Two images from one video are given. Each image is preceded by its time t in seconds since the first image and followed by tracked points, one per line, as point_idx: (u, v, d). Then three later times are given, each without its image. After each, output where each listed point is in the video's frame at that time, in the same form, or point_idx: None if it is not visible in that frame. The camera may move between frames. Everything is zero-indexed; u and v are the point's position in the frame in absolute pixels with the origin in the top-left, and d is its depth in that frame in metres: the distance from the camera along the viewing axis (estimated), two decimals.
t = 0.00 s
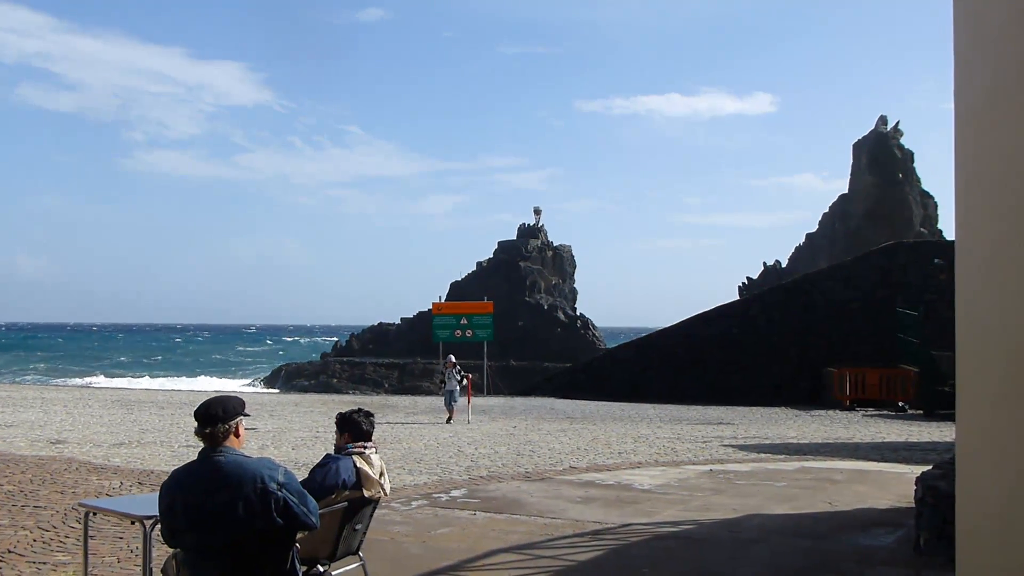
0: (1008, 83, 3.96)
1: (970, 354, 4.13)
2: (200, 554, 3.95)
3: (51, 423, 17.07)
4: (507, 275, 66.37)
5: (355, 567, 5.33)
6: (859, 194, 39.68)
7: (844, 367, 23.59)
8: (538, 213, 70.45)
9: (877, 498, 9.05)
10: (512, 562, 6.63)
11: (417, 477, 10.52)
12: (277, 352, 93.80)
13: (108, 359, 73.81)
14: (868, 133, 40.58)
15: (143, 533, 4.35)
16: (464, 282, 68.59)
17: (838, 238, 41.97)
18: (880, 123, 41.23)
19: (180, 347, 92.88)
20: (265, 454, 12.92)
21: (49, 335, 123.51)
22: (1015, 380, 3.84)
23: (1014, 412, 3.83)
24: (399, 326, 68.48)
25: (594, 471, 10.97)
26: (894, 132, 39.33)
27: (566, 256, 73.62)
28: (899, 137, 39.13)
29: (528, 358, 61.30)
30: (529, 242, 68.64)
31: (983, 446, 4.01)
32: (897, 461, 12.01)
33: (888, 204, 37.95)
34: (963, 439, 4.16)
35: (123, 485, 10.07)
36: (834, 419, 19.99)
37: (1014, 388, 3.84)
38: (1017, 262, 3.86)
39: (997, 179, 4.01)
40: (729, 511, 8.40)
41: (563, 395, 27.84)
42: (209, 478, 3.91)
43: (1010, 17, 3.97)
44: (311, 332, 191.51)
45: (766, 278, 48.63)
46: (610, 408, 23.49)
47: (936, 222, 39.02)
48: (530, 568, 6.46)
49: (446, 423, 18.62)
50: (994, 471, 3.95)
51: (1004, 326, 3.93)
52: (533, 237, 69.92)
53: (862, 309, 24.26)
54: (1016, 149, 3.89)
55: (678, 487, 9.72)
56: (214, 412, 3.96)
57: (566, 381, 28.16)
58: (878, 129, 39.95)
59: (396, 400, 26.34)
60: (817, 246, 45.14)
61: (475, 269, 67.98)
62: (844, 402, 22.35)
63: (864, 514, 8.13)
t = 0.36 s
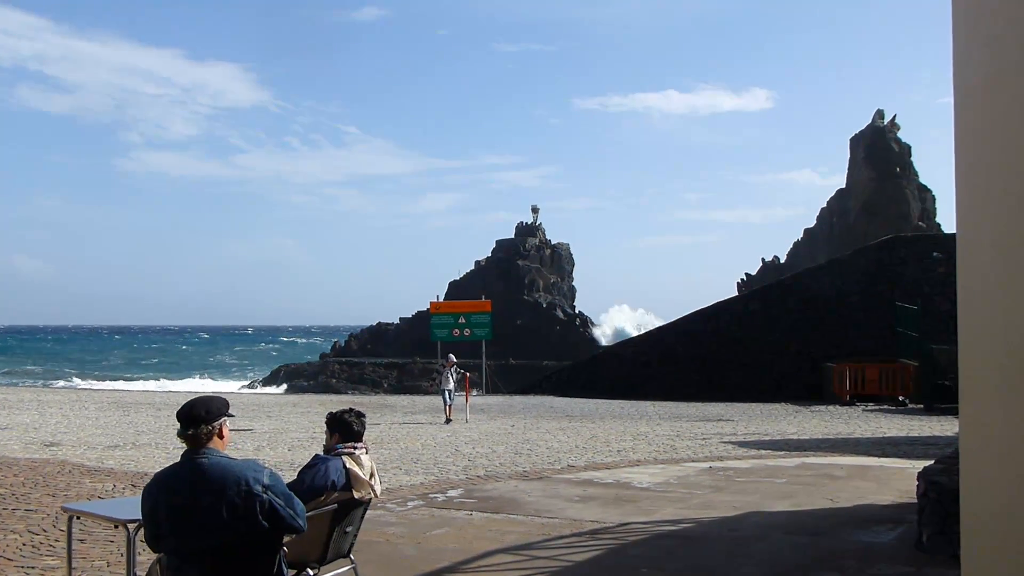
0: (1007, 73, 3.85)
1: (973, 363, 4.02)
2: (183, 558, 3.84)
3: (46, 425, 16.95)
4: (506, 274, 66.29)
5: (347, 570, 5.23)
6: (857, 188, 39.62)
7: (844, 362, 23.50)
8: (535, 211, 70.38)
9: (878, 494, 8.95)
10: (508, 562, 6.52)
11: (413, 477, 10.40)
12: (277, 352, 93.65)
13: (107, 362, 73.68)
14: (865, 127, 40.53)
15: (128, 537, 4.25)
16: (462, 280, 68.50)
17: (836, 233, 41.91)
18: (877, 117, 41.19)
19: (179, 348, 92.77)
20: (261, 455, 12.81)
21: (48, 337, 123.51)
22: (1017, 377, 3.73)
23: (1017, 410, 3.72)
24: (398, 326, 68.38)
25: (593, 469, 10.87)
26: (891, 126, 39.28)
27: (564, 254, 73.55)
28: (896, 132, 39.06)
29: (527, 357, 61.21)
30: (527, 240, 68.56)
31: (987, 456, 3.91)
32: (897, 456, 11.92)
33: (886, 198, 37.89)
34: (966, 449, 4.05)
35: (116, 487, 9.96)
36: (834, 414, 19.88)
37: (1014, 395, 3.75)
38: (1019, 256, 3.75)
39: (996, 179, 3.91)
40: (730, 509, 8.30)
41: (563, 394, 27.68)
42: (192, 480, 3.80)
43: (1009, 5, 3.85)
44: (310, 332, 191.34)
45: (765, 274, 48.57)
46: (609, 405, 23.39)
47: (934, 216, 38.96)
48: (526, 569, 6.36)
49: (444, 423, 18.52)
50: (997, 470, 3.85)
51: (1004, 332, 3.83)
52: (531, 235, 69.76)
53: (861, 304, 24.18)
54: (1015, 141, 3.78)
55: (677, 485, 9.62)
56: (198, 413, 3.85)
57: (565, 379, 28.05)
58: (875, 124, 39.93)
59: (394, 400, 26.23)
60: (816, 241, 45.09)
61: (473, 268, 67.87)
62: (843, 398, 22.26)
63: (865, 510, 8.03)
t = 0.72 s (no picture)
0: None
1: (993, 363, 3.88)
2: (175, 560, 3.73)
3: (56, 420, 16.91)
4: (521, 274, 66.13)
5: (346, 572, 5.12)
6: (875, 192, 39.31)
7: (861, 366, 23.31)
8: (551, 212, 70.17)
9: (893, 501, 8.78)
10: (513, 567, 6.39)
11: (420, 478, 10.28)
12: (291, 350, 93.78)
13: (121, 358, 73.91)
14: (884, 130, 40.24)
15: (119, 537, 4.14)
16: (478, 280, 68.38)
17: (854, 237, 41.59)
18: (896, 120, 40.88)
19: (195, 345, 92.97)
20: (269, 453, 12.72)
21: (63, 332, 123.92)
22: None
23: None
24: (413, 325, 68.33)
25: (603, 472, 10.73)
26: (910, 130, 38.98)
27: (580, 255, 73.34)
28: (916, 135, 38.76)
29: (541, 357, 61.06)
30: (543, 241, 68.34)
31: (1008, 458, 3.78)
32: (913, 463, 11.73)
33: (904, 201, 37.57)
34: (986, 452, 3.91)
35: (121, 484, 9.87)
36: (849, 418, 19.69)
37: None
38: None
39: (1019, 176, 3.76)
40: (741, 515, 8.15)
41: (576, 396, 27.54)
42: (184, 480, 3.70)
43: None
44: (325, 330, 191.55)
45: (782, 278, 48.29)
46: (622, 407, 23.24)
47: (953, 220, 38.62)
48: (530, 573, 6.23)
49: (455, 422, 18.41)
50: (1018, 475, 3.71)
51: None
52: (547, 236, 69.56)
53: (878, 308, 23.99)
54: None
55: (688, 490, 9.47)
56: (191, 411, 3.75)
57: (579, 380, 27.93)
58: (894, 127, 39.63)
59: (406, 399, 26.13)
60: (834, 245, 44.77)
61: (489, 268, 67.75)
62: (858, 402, 22.07)
63: (880, 518, 7.87)
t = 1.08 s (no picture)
0: None
1: None
2: (182, 572, 3.62)
3: (72, 426, 16.86)
4: (536, 273, 66.01)
5: None
6: (892, 186, 39.03)
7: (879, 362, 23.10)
8: (566, 211, 70.00)
9: (917, 500, 8.62)
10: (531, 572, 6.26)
11: (437, 481, 10.16)
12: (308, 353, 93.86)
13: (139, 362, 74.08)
14: (899, 124, 39.93)
15: (125, 548, 4.03)
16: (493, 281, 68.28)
17: (870, 232, 41.29)
18: (912, 114, 40.58)
19: (213, 349, 93.21)
20: (284, 456, 12.62)
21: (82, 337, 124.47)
22: None
23: None
24: (429, 326, 68.28)
25: (622, 473, 10.59)
26: (926, 123, 38.69)
27: (595, 253, 73.13)
28: (932, 128, 38.46)
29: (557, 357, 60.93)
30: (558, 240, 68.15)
31: None
32: (936, 460, 11.55)
33: (921, 195, 37.27)
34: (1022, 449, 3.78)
35: (135, 490, 9.78)
36: (869, 415, 19.50)
37: None
38: None
39: None
40: (763, 515, 8.01)
41: (590, 394, 27.39)
42: (189, 489, 3.58)
43: None
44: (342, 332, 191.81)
45: (798, 274, 48.03)
46: (639, 406, 23.07)
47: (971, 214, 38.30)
48: None
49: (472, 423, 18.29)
50: None
51: None
52: (562, 235, 69.35)
53: (896, 303, 23.76)
54: None
55: (708, 490, 9.33)
56: (195, 418, 3.64)
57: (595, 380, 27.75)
58: (910, 121, 39.33)
59: (423, 400, 26.05)
60: (850, 240, 44.45)
61: (504, 267, 67.62)
62: (879, 398, 21.91)
63: (905, 517, 7.71)
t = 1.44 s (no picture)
0: None
1: None
2: None
3: (67, 436, 16.72)
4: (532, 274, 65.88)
5: None
6: (888, 182, 38.92)
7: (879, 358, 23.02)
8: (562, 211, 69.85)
9: (923, 496, 8.50)
10: None
11: (436, 485, 10.04)
12: (305, 357, 93.70)
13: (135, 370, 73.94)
14: (894, 119, 39.86)
15: (115, 565, 3.91)
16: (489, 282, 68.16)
17: (867, 226, 41.25)
18: (906, 108, 40.49)
19: (210, 355, 93.02)
20: (282, 463, 12.49)
21: (79, 346, 124.20)
22: None
23: None
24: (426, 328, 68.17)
25: (623, 474, 10.48)
26: (921, 117, 38.59)
27: (591, 253, 73.04)
28: (927, 123, 38.35)
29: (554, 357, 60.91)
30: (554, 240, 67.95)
31: None
32: (940, 455, 11.44)
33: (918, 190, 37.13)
34: None
35: (130, 501, 9.65)
36: (869, 411, 19.42)
37: None
38: None
39: None
40: (769, 515, 7.89)
41: (591, 395, 27.34)
42: (179, 502, 3.46)
43: None
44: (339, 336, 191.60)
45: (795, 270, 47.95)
46: (638, 406, 22.97)
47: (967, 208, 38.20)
48: None
49: (471, 426, 18.17)
50: None
51: None
52: (557, 234, 69.23)
53: (894, 298, 23.66)
54: None
55: (711, 490, 9.21)
56: (185, 428, 3.51)
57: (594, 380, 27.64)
58: (905, 115, 39.27)
59: (421, 403, 25.94)
60: (846, 235, 44.41)
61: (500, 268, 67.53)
62: (879, 393, 21.74)
63: (913, 514, 7.59)
